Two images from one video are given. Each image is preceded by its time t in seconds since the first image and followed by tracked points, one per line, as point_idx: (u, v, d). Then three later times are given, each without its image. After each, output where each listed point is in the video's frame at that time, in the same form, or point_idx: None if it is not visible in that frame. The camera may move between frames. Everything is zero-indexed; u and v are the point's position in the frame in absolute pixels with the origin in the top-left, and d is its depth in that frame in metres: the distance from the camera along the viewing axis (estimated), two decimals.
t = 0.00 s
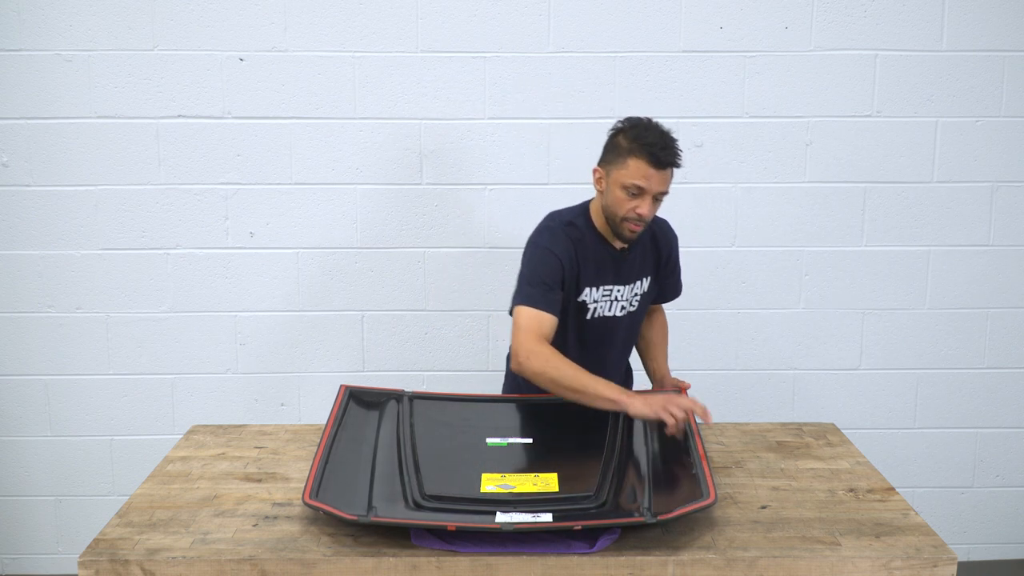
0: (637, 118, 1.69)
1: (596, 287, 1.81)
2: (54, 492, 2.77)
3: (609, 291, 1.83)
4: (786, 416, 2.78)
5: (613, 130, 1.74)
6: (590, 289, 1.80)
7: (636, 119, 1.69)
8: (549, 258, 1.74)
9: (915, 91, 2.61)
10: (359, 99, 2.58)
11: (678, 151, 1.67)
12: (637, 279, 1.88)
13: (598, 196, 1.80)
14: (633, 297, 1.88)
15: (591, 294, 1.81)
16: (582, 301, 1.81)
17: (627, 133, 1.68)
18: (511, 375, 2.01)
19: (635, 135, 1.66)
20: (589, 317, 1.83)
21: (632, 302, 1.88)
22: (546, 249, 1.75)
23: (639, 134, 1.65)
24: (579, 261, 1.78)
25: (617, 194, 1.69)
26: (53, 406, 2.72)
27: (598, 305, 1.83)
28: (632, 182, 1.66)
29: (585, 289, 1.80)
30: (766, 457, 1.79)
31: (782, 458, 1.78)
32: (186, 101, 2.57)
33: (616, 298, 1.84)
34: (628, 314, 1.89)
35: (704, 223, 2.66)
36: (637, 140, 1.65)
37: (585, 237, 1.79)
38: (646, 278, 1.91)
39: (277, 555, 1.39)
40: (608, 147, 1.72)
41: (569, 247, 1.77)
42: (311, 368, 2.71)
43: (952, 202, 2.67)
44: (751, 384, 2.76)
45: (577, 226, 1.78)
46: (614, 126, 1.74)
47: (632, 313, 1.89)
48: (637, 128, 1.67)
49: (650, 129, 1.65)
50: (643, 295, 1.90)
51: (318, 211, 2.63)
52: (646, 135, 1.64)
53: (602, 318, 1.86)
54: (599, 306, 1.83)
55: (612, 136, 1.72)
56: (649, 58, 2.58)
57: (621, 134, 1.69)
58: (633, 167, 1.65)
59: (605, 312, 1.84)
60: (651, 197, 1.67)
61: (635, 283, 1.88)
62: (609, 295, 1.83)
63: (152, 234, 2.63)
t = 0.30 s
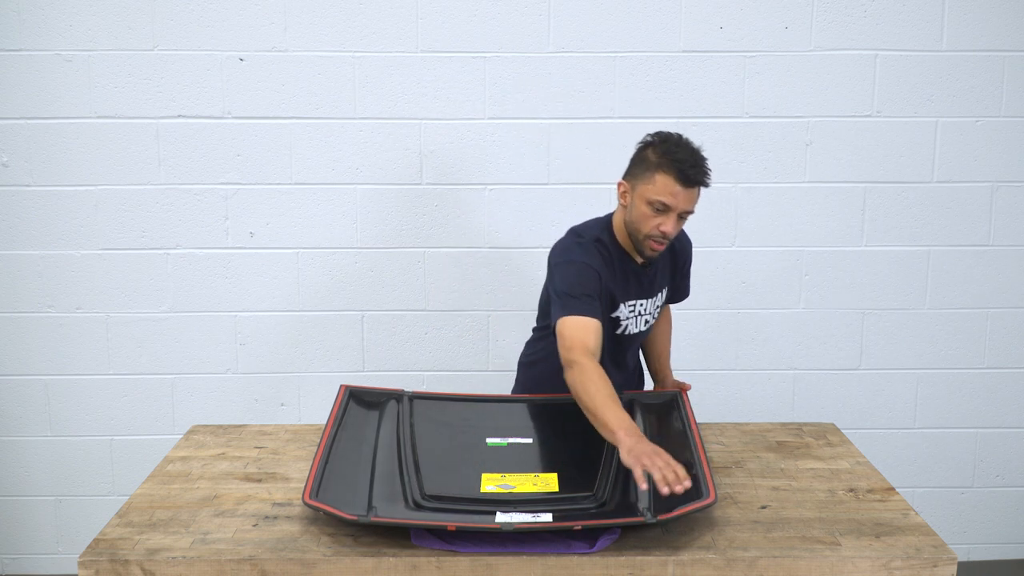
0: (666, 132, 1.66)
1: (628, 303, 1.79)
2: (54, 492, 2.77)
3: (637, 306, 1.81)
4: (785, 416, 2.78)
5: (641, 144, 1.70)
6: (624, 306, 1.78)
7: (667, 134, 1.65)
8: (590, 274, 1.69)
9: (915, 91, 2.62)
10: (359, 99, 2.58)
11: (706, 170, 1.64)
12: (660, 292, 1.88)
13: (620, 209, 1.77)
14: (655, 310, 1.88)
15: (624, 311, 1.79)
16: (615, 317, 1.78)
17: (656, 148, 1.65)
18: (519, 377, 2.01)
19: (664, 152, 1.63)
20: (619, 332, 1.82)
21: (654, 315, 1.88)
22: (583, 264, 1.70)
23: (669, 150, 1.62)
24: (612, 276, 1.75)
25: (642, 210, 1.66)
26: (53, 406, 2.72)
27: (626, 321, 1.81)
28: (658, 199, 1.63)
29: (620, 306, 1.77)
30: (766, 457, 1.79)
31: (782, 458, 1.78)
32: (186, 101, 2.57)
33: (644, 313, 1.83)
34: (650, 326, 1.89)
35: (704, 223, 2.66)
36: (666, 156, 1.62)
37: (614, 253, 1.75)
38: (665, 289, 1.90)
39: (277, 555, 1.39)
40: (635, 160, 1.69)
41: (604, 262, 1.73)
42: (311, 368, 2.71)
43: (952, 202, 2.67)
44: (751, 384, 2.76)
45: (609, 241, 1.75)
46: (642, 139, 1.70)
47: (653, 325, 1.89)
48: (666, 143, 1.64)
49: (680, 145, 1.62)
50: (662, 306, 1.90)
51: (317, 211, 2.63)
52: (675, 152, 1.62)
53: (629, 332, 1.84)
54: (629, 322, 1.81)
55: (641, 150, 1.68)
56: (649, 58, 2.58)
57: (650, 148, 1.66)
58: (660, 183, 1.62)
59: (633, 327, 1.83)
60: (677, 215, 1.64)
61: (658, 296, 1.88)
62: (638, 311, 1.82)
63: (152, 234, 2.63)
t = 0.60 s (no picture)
0: (682, 146, 1.66)
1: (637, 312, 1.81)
2: (54, 492, 2.77)
3: (645, 314, 1.83)
4: (785, 416, 2.78)
5: (656, 154, 1.70)
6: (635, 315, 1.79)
7: (684, 147, 1.65)
8: (606, 283, 1.69)
9: (915, 91, 2.61)
10: (358, 99, 2.58)
11: (721, 187, 1.64)
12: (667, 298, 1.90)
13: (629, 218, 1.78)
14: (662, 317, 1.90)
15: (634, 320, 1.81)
16: (626, 326, 1.80)
17: (671, 162, 1.65)
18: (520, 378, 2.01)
19: (679, 168, 1.63)
20: (628, 339, 1.83)
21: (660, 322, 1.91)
22: (600, 273, 1.70)
23: (683, 164, 1.62)
24: (625, 286, 1.76)
25: (653, 224, 1.67)
26: (53, 406, 2.72)
27: (637, 330, 1.84)
28: (669, 215, 1.64)
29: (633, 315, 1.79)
30: (766, 457, 1.79)
31: (782, 458, 1.78)
32: (186, 101, 2.57)
33: (651, 320, 1.85)
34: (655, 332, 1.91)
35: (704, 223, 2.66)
36: (680, 171, 1.62)
37: (627, 262, 1.76)
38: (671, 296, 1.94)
39: (277, 555, 1.39)
40: (648, 172, 1.69)
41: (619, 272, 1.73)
42: (311, 368, 2.72)
43: (951, 202, 2.67)
44: (751, 384, 2.76)
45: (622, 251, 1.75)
46: (657, 150, 1.70)
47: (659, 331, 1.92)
48: (680, 159, 1.64)
49: (695, 160, 1.62)
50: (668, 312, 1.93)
51: (317, 211, 2.63)
52: (689, 168, 1.61)
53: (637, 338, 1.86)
54: (637, 330, 1.83)
55: (656, 161, 1.68)
56: (649, 58, 2.58)
57: (665, 161, 1.65)
58: (673, 199, 1.62)
59: (641, 334, 1.85)
60: (688, 230, 1.65)
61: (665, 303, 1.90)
62: (645, 318, 1.84)
63: (152, 234, 2.63)
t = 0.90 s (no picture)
0: (679, 144, 1.67)
1: (632, 310, 1.80)
2: (54, 492, 2.77)
3: (640, 313, 1.83)
4: (785, 416, 2.78)
5: (653, 151, 1.71)
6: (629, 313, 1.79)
7: (681, 145, 1.66)
8: (600, 280, 1.69)
9: (915, 91, 2.61)
10: (358, 99, 2.58)
11: (717, 185, 1.65)
12: (662, 298, 1.90)
13: (627, 216, 1.78)
14: (657, 316, 1.90)
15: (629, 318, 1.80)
16: (620, 324, 1.80)
17: (668, 159, 1.65)
18: (519, 379, 2.00)
19: (676, 165, 1.63)
20: (622, 338, 1.83)
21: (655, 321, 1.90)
22: (593, 270, 1.70)
23: (681, 162, 1.63)
24: (619, 283, 1.76)
25: (649, 222, 1.67)
26: (53, 406, 2.72)
27: (630, 328, 1.82)
28: (666, 212, 1.65)
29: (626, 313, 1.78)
30: (766, 457, 1.79)
31: (782, 458, 1.78)
32: (186, 101, 2.57)
33: (646, 319, 1.85)
34: (651, 332, 1.91)
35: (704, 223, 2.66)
36: (677, 169, 1.63)
37: (621, 260, 1.76)
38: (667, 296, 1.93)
39: (277, 555, 1.39)
40: (645, 170, 1.69)
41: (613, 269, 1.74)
42: (311, 368, 2.72)
43: (951, 202, 2.67)
44: (751, 384, 2.76)
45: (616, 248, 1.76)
46: (654, 148, 1.71)
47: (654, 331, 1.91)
48: (677, 157, 1.64)
49: (692, 158, 1.63)
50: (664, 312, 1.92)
51: (317, 211, 2.63)
52: (686, 166, 1.62)
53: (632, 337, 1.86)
54: (632, 328, 1.83)
55: (653, 159, 1.69)
56: (649, 58, 2.58)
57: (662, 159, 1.66)
58: (670, 197, 1.63)
59: (635, 333, 1.85)
60: (685, 228, 1.66)
61: (660, 302, 1.90)
62: (640, 317, 1.83)
63: (152, 234, 2.63)
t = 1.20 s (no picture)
0: (670, 137, 1.68)
1: (621, 304, 1.80)
2: (54, 492, 2.77)
3: (631, 307, 1.82)
4: (785, 416, 2.78)
5: (644, 145, 1.71)
6: (617, 307, 1.79)
7: (672, 139, 1.67)
8: (584, 273, 1.70)
9: (915, 91, 2.61)
10: (358, 100, 2.58)
11: (709, 178, 1.66)
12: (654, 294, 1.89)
13: (618, 210, 1.78)
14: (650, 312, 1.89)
15: (617, 312, 1.80)
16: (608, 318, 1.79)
17: (660, 152, 1.66)
18: (515, 377, 2.00)
19: (668, 159, 1.64)
20: (612, 333, 1.82)
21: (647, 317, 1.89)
22: (579, 263, 1.70)
23: (672, 155, 1.64)
24: (607, 277, 1.76)
25: (642, 215, 1.68)
26: (53, 406, 2.72)
27: (621, 322, 1.82)
28: (659, 205, 1.65)
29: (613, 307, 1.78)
30: (766, 457, 1.79)
31: (782, 458, 1.78)
32: (186, 101, 2.57)
33: (637, 314, 1.84)
34: (644, 328, 1.90)
35: (704, 223, 2.66)
36: (670, 162, 1.64)
37: (610, 254, 1.76)
38: (660, 291, 1.92)
39: (277, 555, 1.39)
40: (636, 163, 1.70)
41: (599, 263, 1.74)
42: (311, 368, 2.72)
43: (951, 202, 2.67)
44: (751, 384, 2.76)
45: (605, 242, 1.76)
46: (645, 142, 1.71)
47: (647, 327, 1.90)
48: (668, 150, 1.65)
49: (684, 151, 1.64)
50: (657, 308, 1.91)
51: (317, 211, 2.63)
52: (677, 159, 1.63)
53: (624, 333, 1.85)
54: (622, 322, 1.82)
55: (644, 152, 1.69)
56: (649, 58, 2.58)
57: (653, 152, 1.67)
58: (662, 190, 1.64)
59: (626, 328, 1.84)
60: (677, 221, 1.67)
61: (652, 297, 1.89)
62: (631, 311, 1.82)
63: (152, 234, 2.63)
